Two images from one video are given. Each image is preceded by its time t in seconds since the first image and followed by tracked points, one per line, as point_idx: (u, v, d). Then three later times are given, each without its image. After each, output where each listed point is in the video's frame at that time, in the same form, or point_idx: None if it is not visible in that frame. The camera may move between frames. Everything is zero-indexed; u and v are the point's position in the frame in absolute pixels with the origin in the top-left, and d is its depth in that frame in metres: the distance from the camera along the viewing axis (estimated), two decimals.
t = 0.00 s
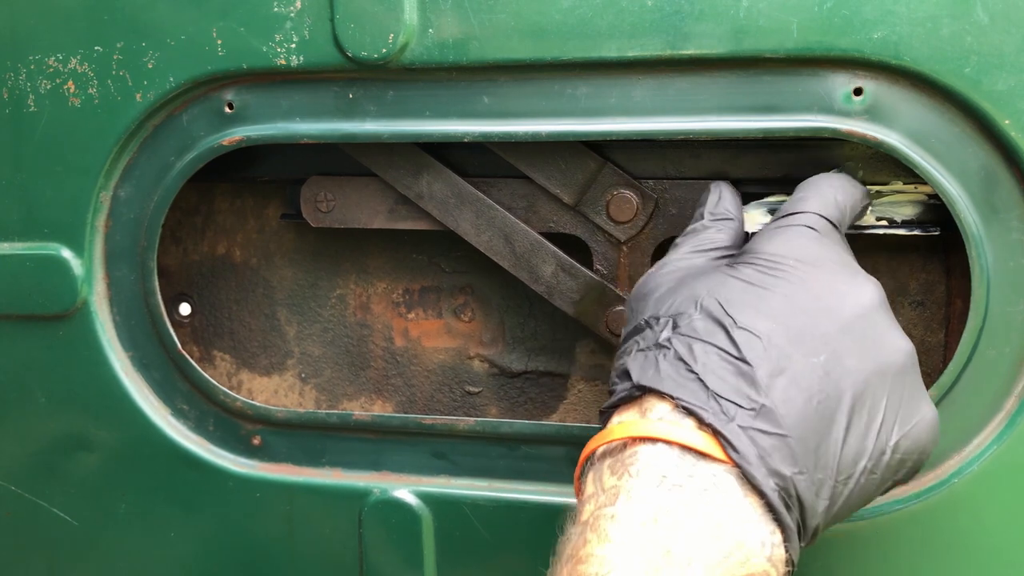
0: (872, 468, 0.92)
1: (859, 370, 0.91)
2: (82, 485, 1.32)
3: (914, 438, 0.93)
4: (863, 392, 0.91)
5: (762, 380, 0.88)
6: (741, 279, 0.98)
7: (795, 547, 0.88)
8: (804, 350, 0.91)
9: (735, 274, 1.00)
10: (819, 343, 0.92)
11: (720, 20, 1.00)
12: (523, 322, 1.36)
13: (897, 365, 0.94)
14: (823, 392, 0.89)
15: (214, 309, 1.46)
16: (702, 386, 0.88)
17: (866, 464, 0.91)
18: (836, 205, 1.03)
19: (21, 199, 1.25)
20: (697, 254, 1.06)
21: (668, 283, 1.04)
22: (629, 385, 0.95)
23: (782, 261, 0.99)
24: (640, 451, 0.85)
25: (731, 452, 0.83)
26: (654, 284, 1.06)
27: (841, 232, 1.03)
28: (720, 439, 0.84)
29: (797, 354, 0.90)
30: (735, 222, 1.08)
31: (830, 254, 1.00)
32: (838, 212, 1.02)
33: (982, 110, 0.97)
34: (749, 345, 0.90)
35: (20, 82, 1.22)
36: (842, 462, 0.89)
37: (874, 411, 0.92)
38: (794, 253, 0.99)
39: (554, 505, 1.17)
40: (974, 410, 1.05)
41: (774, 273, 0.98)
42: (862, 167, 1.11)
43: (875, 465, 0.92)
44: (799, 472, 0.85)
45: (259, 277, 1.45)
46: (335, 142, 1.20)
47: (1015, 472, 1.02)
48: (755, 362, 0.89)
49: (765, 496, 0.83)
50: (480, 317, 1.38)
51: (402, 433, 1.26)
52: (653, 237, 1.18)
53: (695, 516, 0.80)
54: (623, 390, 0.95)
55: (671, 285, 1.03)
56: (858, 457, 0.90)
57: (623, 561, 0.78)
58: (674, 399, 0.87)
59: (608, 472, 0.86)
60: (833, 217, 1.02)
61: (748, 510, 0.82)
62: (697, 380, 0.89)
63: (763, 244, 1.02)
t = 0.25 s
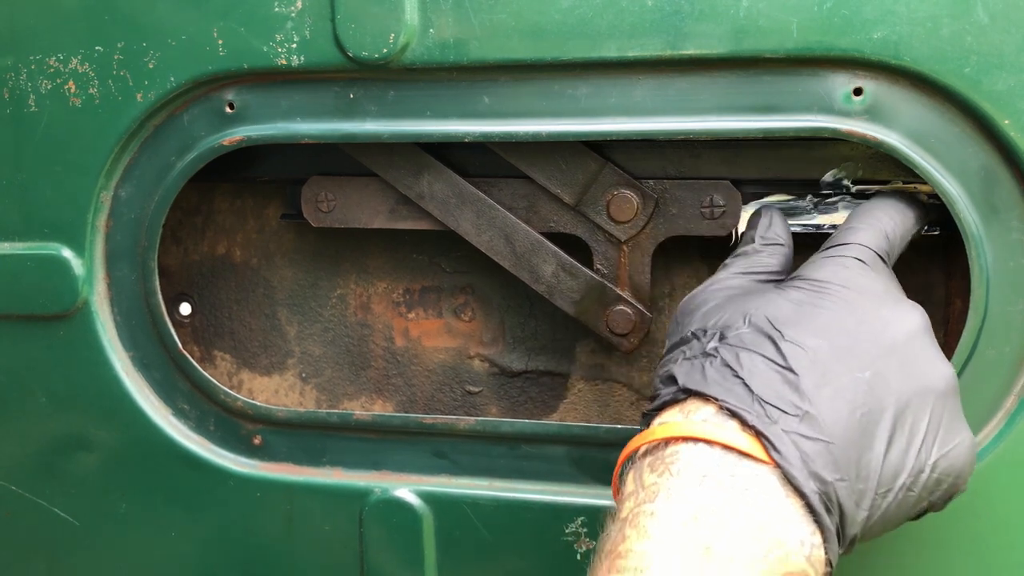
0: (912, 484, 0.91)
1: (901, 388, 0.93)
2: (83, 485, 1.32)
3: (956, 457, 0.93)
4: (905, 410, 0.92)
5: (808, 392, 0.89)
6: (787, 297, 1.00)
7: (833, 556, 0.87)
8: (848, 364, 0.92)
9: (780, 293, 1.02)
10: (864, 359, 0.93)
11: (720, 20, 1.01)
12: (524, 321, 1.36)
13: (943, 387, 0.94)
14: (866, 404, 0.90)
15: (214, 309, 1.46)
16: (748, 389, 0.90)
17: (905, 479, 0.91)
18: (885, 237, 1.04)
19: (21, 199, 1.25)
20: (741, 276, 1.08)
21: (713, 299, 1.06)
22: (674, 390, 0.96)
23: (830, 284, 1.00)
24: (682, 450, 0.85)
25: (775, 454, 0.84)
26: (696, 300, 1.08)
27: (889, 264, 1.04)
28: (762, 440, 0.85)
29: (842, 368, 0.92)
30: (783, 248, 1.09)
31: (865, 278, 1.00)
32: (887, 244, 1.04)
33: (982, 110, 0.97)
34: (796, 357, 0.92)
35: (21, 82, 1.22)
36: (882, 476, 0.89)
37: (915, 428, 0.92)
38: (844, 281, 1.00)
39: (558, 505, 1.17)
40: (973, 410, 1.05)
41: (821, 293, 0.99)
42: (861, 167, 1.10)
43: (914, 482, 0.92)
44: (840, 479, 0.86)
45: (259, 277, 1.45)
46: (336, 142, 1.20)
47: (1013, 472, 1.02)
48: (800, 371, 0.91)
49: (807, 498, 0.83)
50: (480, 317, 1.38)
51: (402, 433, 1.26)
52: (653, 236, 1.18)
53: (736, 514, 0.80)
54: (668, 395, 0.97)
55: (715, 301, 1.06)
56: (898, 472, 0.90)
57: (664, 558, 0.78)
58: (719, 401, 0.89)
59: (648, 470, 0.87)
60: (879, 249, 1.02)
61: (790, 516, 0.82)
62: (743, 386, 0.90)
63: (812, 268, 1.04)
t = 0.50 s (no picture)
0: (825, 450, 0.92)
1: (801, 358, 0.93)
2: (82, 485, 1.32)
3: (862, 417, 0.95)
4: (808, 378, 0.92)
5: (708, 374, 0.89)
6: (682, 283, 1.00)
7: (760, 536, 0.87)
8: (747, 341, 0.92)
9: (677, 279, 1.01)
10: (762, 333, 0.93)
11: (720, 20, 1.00)
12: (524, 321, 1.36)
13: (839, 348, 0.95)
14: (771, 379, 0.90)
15: (214, 309, 1.46)
16: (647, 384, 0.89)
17: (820, 448, 0.91)
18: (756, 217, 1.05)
19: (21, 199, 1.25)
20: (635, 274, 1.07)
21: (615, 298, 1.06)
22: (582, 396, 0.95)
23: (721, 263, 1.00)
24: (598, 457, 0.85)
25: (688, 446, 0.84)
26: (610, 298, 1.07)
27: (768, 236, 1.06)
28: (672, 432, 0.85)
29: (741, 347, 0.91)
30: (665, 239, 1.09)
31: (757, 256, 1.01)
32: (758, 218, 1.05)
33: (983, 110, 0.97)
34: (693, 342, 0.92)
35: (20, 82, 1.22)
36: (797, 449, 0.90)
37: (819, 396, 0.93)
38: (749, 262, 1.00)
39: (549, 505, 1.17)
40: (974, 410, 1.05)
41: (712, 274, 0.99)
42: (861, 167, 1.11)
43: (828, 449, 0.92)
44: (756, 458, 0.86)
45: (259, 277, 1.45)
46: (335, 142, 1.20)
47: (1014, 472, 1.02)
48: (699, 358, 0.90)
49: (724, 485, 0.83)
50: (480, 317, 1.38)
51: (402, 433, 1.26)
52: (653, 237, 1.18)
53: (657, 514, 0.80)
54: (577, 401, 0.96)
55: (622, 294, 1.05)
56: (810, 443, 0.91)
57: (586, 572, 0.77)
58: (626, 401, 0.88)
59: (565, 482, 0.86)
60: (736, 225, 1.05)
61: (708, 503, 0.82)
62: (647, 378, 0.90)
63: (700, 249, 1.04)
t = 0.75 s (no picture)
0: (940, 460, 0.88)
1: (924, 362, 0.91)
2: (83, 485, 1.32)
3: (981, 435, 0.90)
4: (928, 383, 0.90)
5: (827, 361, 0.88)
6: (812, 280, 1.00)
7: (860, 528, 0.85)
8: (870, 339, 0.91)
9: (822, 270, 1.02)
10: (886, 335, 0.92)
11: (720, 20, 1.01)
12: (524, 322, 1.36)
13: (965, 363, 0.92)
14: (889, 377, 0.88)
15: (214, 309, 1.46)
16: (763, 361, 0.89)
17: (933, 454, 0.88)
18: (904, 233, 1.04)
19: (21, 199, 1.25)
20: (758, 270, 1.07)
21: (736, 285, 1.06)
22: (695, 368, 0.96)
23: (874, 265, 1.01)
24: (702, 423, 0.85)
25: (797, 424, 0.83)
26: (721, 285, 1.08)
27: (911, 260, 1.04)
28: (784, 410, 0.84)
29: (863, 341, 0.91)
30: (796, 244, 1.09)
31: (886, 266, 1.01)
32: (906, 239, 1.04)
33: (982, 110, 0.97)
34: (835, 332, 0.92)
35: (21, 82, 1.22)
36: (908, 450, 0.87)
37: (940, 403, 0.90)
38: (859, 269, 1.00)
39: (561, 507, 1.17)
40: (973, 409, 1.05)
41: (838, 278, 1.00)
42: (861, 167, 1.10)
43: (942, 459, 0.88)
44: (866, 448, 0.84)
45: (259, 277, 1.45)
46: (336, 142, 1.20)
47: (1013, 470, 1.02)
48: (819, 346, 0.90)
49: (830, 467, 0.82)
50: (480, 317, 1.38)
51: (402, 433, 1.26)
52: (652, 237, 1.18)
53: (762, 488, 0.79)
54: (689, 373, 0.97)
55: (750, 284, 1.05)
56: (923, 448, 0.88)
57: (686, 534, 0.78)
58: (738, 373, 0.89)
59: (668, 446, 0.86)
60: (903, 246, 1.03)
61: (815, 487, 0.81)
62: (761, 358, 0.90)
63: (841, 256, 1.04)
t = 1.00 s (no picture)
0: (876, 447, 0.90)
1: (851, 353, 0.92)
2: (82, 485, 1.32)
3: (915, 417, 0.91)
4: (857, 373, 0.91)
5: (756, 359, 0.89)
6: (739, 278, 1.00)
7: (802, 525, 0.85)
8: (798, 332, 0.92)
9: (740, 270, 1.02)
10: (814, 328, 0.93)
11: (720, 20, 1.00)
12: (523, 322, 1.36)
13: (891, 349, 0.94)
14: (820, 370, 0.89)
15: (214, 309, 1.46)
16: (688, 366, 0.89)
17: (869, 441, 0.89)
18: (818, 227, 1.06)
19: (20, 199, 1.25)
20: (686, 277, 1.04)
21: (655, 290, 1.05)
22: (626, 376, 0.95)
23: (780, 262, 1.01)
24: (638, 434, 0.84)
25: (732, 425, 0.83)
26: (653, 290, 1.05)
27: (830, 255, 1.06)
28: (717, 411, 0.84)
29: (793, 336, 0.92)
30: (721, 247, 1.06)
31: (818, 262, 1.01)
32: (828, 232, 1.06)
33: (982, 110, 0.97)
34: (759, 329, 0.92)
35: (20, 82, 1.22)
36: (843, 442, 0.88)
37: (871, 392, 0.91)
38: (785, 269, 1.00)
39: (555, 507, 1.17)
40: (974, 410, 1.05)
41: (765, 274, 1.00)
42: (861, 167, 1.10)
43: (878, 446, 0.90)
44: (802, 443, 0.85)
45: (259, 277, 1.45)
46: (335, 142, 1.20)
47: (1014, 471, 1.02)
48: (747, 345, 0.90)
49: (768, 466, 0.82)
50: (480, 317, 1.38)
51: (402, 433, 1.26)
52: (652, 237, 1.18)
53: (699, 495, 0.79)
54: (619, 382, 0.96)
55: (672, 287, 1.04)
56: (858, 436, 0.89)
57: (625, 547, 0.76)
58: (670, 377, 0.89)
59: (604, 461, 0.86)
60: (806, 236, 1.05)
61: (753, 486, 0.81)
62: (687, 361, 0.89)
63: (759, 255, 1.03)
